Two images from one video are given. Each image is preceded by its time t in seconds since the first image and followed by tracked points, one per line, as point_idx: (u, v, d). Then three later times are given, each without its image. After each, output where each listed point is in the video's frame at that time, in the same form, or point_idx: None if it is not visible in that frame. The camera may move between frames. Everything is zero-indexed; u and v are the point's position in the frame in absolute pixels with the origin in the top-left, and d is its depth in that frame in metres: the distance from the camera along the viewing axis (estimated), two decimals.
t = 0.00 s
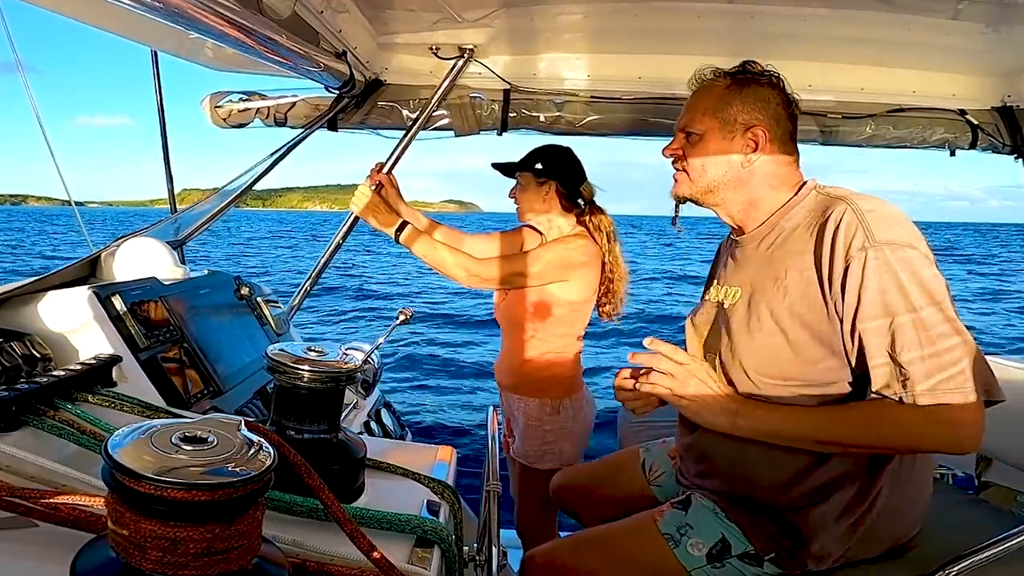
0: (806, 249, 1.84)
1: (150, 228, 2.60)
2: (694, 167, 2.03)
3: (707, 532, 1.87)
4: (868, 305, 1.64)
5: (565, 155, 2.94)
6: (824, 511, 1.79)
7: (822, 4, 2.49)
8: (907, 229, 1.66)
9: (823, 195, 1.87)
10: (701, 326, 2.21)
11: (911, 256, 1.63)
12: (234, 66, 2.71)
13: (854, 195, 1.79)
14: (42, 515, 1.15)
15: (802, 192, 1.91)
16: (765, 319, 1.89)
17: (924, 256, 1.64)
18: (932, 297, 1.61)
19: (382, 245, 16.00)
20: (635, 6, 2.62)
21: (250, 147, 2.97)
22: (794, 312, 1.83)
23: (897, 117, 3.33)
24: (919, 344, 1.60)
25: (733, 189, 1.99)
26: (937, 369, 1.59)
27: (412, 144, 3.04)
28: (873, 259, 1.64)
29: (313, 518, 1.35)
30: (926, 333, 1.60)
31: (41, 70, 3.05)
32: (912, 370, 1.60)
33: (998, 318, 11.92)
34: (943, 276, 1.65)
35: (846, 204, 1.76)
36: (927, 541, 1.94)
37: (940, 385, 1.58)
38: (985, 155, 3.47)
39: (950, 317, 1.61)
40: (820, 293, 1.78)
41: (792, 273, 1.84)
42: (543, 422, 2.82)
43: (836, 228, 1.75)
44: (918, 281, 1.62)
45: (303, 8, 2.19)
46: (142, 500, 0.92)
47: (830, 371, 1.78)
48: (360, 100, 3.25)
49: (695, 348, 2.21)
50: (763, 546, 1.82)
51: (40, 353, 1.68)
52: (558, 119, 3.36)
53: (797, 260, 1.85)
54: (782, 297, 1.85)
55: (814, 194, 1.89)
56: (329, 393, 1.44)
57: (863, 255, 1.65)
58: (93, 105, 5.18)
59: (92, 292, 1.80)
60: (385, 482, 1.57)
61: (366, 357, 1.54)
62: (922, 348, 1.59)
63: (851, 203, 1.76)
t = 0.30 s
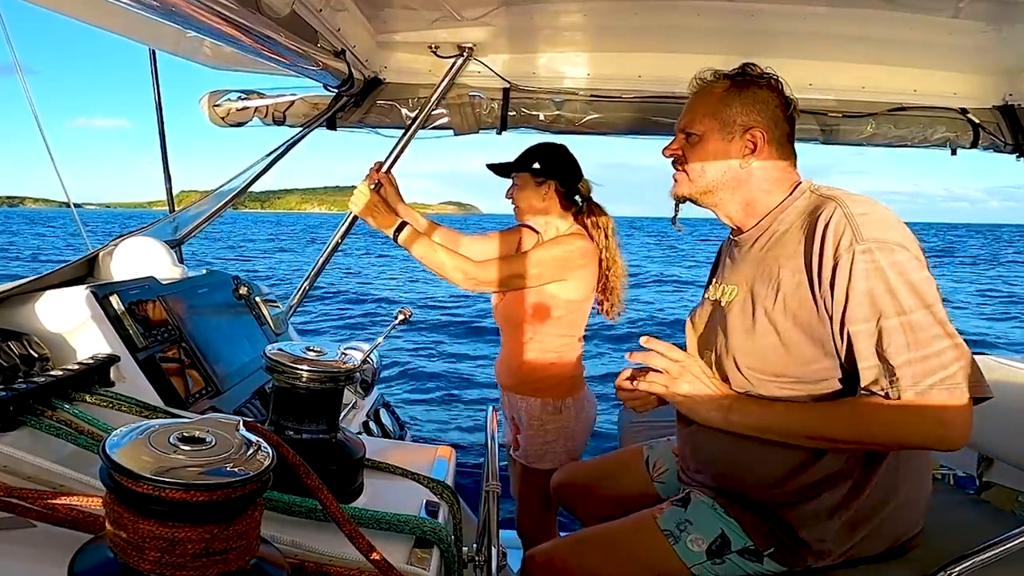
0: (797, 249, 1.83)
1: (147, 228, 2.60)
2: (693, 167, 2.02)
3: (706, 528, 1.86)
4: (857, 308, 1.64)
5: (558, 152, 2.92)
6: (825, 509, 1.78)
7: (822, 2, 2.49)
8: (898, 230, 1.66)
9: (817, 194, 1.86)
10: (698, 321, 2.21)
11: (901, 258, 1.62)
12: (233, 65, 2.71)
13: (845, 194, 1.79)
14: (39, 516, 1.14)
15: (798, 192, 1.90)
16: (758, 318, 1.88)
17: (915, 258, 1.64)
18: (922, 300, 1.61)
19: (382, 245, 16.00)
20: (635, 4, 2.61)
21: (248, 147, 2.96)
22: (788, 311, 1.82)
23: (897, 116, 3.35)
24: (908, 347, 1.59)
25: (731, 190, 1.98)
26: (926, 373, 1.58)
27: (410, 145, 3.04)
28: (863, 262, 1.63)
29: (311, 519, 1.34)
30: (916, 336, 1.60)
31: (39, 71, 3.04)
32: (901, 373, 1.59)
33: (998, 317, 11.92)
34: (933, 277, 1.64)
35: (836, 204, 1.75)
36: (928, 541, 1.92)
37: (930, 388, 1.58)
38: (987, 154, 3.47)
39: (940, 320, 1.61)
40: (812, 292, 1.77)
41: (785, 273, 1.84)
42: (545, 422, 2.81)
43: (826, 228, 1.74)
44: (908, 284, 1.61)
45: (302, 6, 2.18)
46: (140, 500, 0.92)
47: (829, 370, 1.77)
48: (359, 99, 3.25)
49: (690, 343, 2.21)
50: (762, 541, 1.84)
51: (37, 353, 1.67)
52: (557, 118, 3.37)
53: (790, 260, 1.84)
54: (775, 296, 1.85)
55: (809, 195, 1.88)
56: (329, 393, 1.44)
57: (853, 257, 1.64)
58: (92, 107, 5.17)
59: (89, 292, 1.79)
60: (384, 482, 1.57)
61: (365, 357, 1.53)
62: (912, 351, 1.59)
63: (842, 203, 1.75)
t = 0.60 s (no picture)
0: (795, 245, 1.83)
1: (146, 228, 2.59)
2: (695, 167, 2.02)
3: (706, 527, 1.86)
4: (857, 308, 1.63)
5: (553, 150, 2.90)
6: (825, 507, 1.77)
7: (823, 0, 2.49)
8: (897, 229, 1.65)
9: (815, 192, 1.86)
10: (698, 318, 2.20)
11: (900, 258, 1.62)
12: (232, 64, 2.70)
13: (844, 191, 1.78)
14: (37, 516, 1.14)
15: (797, 190, 1.90)
16: (758, 315, 1.88)
17: (915, 257, 1.63)
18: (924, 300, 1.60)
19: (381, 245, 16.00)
20: (634, 3, 2.61)
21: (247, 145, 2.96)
22: (789, 309, 1.81)
23: (898, 115, 3.35)
24: (910, 348, 1.59)
25: (733, 188, 1.98)
26: (928, 373, 1.57)
27: (409, 144, 3.06)
28: (863, 261, 1.63)
29: (311, 519, 1.34)
30: (919, 336, 1.59)
31: (37, 71, 3.04)
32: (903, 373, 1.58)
33: (998, 317, 11.91)
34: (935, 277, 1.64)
35: (834, 200, 1.75)
36: (930, 542, 1.92)
37: (932, 389, 1.58)
38: (989, 153, 3.46)
39: (943, 320, 1.60)
40: (812, 291, 1.76)
41: (784, 269, 1.83)
42: (552, 426, 2.81)
43: (824, 224, 1.74)
44: (909, 284, 1.61)
45: (301, 5, 2.18)
46: (138, 501, 0.91)
47: (832, 369, 1.77)
48: (358, 97, 3.24)
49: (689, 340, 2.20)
50: (761, 541, 1.84)
51: (35, 352, 1.67)
52: (557, 116, 3.37)
53: (789, 258, 1.83)
54: (774, 293, 1.84)
55: (807, 193, 1.88)
56: (328, 393, 1.43)
57: (852, 256, 1.64)
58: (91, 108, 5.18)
59: (87, 291, 1.79)
60: (384, 483, 1.56)
61: (364, 357, 1.52)
62: (914, 351, 1.58)
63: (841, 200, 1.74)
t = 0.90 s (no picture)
0: (804, 245, 1.83)
1: (143, 227, 2.56)
2: (703, 166, 2.01)
3: (707, 529, 1.85)
4: (864, 308, 1.63)
5: (546, 155, 2.85)
6: (828, 510, 1.77)
7: None
8: (906, 229, 1.65)
9: (825, 191, 1.85)
10: (702, 316, 2.19)
11: (909, 257, 1.62)
12: (231, 62, 2.69)
13: (854, 191, 1.77)
14: (35, 516, 1.14)
15: (807, 188, 1.89)
16: (765, 315, 1.87)
17: (924, 256, 1.63)
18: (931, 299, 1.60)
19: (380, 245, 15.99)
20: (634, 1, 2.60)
21: (246, 142, 2.94)
22: (797, 310, 1.80)
23: (899, 114, 3.34)
24: (916, 348, 1.58)
25: (741, 187, 1.97)
26: (933, 373, 1.57)
27: (407, 145, 3.06)
28: (873, 262, 1.62)
29: (310, 519, 1.33)
30: (924, 336, 1.59)
31: (35, 69, 3.03)
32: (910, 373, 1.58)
33: (997, 317, 11.92)
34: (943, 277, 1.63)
35: (845, 200, 1.74)
36: (932, 542, 1.91)
37: (935, 390, 1.57)
38: (991, 152, 3.45)
39: (948, 317, 1.59)
40: (821, 291, 1.76)
41: (792, 269, 1.83)
42: (556, 434, 2.80)
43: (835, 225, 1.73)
44: (916, 282, 1.60)
45: (299, 3, 2.18)
46: (137, 501, 0.90)
47: (834, 369, 1.77)
48: (357, 96, 3.23)
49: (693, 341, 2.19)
50: (763, 542, 1.83)
51: (33, 351, 1.66)
52: (557, 114, 3.34)
53: (798, 259, 1.83)
54: (782, 293, 1.84)
55: (817, 191, 1.87)
56: (326, 393, 1.42)
57: (862, 256, 1.64)
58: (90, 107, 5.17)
59: (85, 290, 1.78)
60: (384, 483, 1.55)
61: (363, 356, 1.52)
62: (918, 351, 1.58)
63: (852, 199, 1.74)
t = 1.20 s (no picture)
0: (814, 249, 1.82)
1: (140, 226, 2.55)
2: (710, 170, 2.00)
3: (708, 530, 1.85)
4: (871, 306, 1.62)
5: (540, 163, 2.87)
6: (831, 513, 1.76)
7: None
8: (915, 228, 1.64)
9: (834, 191, 1.85)
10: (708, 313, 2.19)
11: (918, 255, 1.61)
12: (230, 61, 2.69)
13: (866, 194, 1.76)
14: (32, 516, 1.11)
15: (817, 189, 1.89)
16: (772, 319, 1.87)
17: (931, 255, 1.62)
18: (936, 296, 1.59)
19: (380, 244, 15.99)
20: None
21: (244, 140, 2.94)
22: (804, 315, 1.80)
23: (901, 113, 3.35)
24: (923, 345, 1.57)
25: (750, 189, 1.96)
26: (939, 369, 1.56)
27: (407, 141, 3.05)
28: (884, 269, 1.61)
29: (308, 519, 1.33)
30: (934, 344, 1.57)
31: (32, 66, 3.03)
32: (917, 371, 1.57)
33: (997, 315, 11.92)
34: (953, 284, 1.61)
35: (857, 205, 1.73)
36: (934, 542, 1.90)
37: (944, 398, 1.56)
38: (993, 151, 3.45)
39: (953, 315, 1.59)
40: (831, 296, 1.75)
41: (801, 273, 1.82)
42: (557, 440, 2.79)
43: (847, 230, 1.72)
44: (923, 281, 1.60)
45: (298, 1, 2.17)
46: (135, 501, 0.90)
47: (835, 369, 1.76)
48: (356, 95, 3.23)
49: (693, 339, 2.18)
50: (763, 544, 1.84)
51: (30, 351, 1.66)
52: (557, 113, 3.35)
53: (807, 263, 1.82)
54: (790, 298, 1.83)
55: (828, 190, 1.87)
56: (325, 392, 1.41)
57: (873, 263, 1.62)
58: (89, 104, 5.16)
59: (83, 289, 1.77)
60: (384, 483, 1.55)
61: (362, 356, 1.51)
62: (923, 348, 1.57)
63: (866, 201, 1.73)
